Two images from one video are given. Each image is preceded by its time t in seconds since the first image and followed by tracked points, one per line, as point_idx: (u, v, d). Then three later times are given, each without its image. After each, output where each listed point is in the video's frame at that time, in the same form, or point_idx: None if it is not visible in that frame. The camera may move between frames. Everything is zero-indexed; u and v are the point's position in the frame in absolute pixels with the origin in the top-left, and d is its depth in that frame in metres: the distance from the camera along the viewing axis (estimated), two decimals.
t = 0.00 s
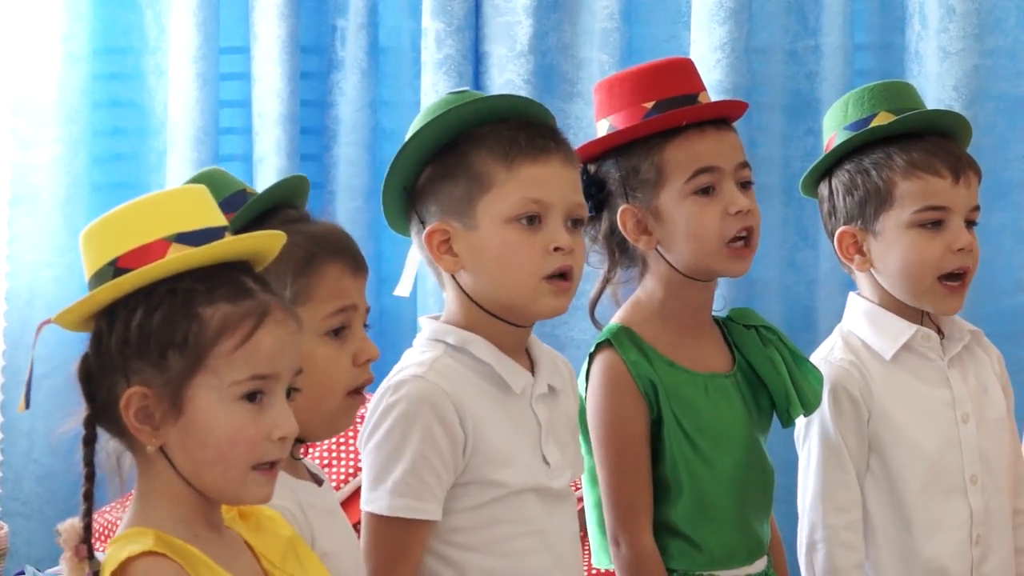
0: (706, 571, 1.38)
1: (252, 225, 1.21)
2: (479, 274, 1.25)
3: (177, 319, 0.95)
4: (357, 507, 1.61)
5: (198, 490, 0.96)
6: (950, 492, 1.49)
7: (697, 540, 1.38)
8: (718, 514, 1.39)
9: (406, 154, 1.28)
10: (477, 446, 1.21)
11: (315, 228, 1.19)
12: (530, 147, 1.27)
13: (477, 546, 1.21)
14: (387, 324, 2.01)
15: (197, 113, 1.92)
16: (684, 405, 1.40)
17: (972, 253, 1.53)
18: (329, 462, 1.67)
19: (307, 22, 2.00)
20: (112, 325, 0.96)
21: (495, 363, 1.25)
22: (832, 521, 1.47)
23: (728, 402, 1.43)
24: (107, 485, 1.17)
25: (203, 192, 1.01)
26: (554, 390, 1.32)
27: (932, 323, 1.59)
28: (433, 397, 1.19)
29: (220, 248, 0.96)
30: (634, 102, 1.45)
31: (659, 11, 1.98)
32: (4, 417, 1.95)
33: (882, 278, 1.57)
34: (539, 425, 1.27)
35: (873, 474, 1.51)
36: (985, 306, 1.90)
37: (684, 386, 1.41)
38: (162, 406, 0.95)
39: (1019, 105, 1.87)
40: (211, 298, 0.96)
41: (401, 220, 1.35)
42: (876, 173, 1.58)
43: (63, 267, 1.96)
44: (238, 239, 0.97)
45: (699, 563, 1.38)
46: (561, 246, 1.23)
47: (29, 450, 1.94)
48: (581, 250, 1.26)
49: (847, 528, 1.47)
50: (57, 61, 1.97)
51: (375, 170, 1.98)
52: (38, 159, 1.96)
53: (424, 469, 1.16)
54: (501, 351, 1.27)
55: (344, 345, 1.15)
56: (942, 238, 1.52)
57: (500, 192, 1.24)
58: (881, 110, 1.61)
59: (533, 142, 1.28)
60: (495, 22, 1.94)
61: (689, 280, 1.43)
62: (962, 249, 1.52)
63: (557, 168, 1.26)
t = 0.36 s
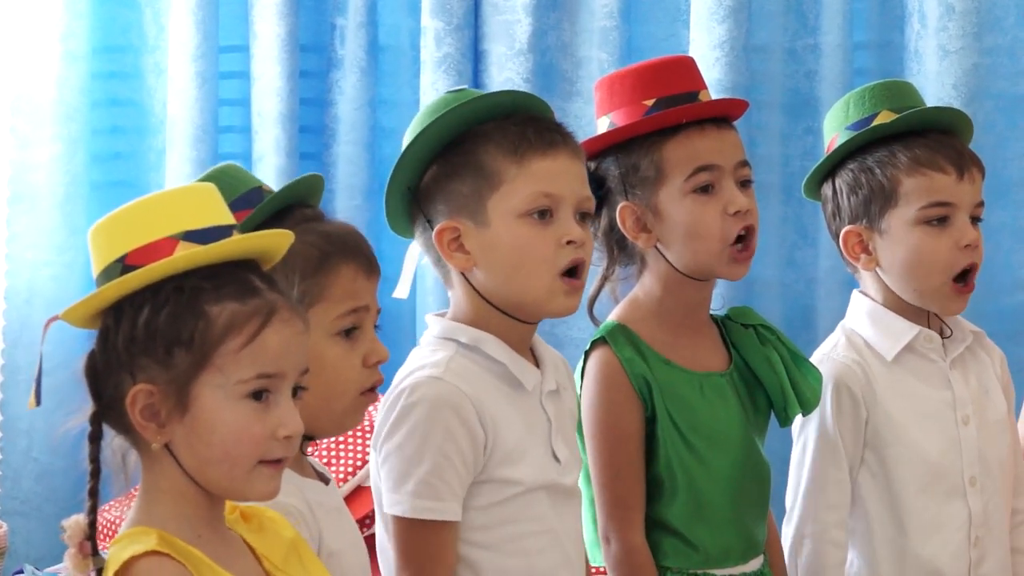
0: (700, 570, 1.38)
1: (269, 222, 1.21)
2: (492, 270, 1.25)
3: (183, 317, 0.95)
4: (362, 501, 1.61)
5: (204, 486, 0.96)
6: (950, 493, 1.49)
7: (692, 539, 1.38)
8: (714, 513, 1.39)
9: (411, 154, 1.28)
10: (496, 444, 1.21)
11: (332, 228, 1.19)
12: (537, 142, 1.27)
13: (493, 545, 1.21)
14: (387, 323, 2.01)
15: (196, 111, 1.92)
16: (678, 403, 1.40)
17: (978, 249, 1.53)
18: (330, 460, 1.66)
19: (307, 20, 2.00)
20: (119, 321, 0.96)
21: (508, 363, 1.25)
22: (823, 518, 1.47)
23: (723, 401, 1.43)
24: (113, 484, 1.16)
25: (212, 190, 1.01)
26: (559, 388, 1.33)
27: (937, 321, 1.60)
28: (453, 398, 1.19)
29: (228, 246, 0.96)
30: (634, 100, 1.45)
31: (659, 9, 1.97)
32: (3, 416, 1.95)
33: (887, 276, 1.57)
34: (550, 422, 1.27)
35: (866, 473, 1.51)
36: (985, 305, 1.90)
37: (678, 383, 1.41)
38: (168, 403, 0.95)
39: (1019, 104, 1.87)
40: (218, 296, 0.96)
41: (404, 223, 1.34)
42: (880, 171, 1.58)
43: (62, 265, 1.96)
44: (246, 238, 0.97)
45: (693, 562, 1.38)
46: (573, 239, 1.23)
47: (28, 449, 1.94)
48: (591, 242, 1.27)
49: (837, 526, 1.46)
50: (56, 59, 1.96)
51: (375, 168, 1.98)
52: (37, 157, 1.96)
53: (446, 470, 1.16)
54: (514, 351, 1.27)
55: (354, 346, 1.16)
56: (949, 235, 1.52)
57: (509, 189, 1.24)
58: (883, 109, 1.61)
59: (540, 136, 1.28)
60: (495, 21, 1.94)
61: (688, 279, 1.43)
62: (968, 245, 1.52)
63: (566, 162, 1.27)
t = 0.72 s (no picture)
0: (696, 568, 1.38)
1: (276, 219, 1.22)
2: (496, 268, 1.25)
3: (192, 316, 0.95)
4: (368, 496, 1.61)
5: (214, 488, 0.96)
6: (955, 492, 1.49)
7: (690, 540, 1.38)
8: (712, 514, 1.39)
9: (416, 153, 1.28)
10: (502, 441, 1.22)
11: (346, 227, 1.19)
12: (543, 141, 1.27)
13: (503, 545, 1.22)
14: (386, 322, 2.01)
15: (196, 110, 1.91)
16: (679, 405, 1.40)
17: (980, 243, 1.53)
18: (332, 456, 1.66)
19: (306, 19, 1.99)
20: (127, 322, 0.96)
21: (511, 361, 1.25)
22: (832, 516, 1.47)
23: (722, 403, 1.43)
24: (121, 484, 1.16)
25: (218, 188, 1.01)
26: (564, 385, 1.33)
27: (942, 319, 1.60)
28: (457, 394, 1.19)
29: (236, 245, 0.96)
30: (629, 99, 1.45)
31: (658, 8, 1.98)
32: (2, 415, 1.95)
33: (891, 275, 1.57)
34: (554, 420, 1.27)
35: (875, 472, 1.52)
36: (984, 304, 1.91)
37: (677, 382, 1.41)
38: (179, 402, 0.95)
39: (1018, 103, 1.87)
40: (226, 294, 0.96)
41: (409, 218, 1.35)
42: (879, 169, 1.58)
43: (61, 265, 1.96)
44: (254, 236, 0.97)
45: (688, 561, 1.38)
46: (577, 239, 1.23)
47: (28, 448, 1.94)
48: (597, 242, 1.26)
49: (849, 524, 1.47)
50: (55, 58, 1.97)
51: (374, 167, 1.98)
52: (36, 156, 1.96)
53: (455, 466, 1.17)
54: (517, 350, 1.27)
55: (362, 343, 1.16)
56: (953, 229, 1.52)
57: (514, 188, 1.24)
58: (879, 109, 1.61)
59: (545, 136, 1.28)
60: (494, 20, 1.93)
61: (689, 278, 1.43)
62: (970, 239, 1.52)
63: (571, 162, 1.27)
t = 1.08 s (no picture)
0: (700, 566, 1.38)
1: (260, 219, 1.21)
2: (507, 268, 1.25)
3: (207, 318, 0.95)
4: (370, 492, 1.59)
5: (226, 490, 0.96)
6: (963, 485, 1.49)
7: (692, 537, 1.39)
8: (710, 509, 1.39)
9: (430, 150, 1.29)
10: (506, 442, 1.22)
11: (320, 222, 1.19)
12: (556, 142, 1.27)
13: (509, 544, 1.22)
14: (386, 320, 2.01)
15: (195, 109, 1.91)
16: (680, 400, 1.40)
17: (990, 240, 1.53)
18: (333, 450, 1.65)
19: (306, 18, 1.99)
20: (141, 325, 0.96)
21: (522, 360, 1.25)
22: (853, 509, 1.48)
23: (726, 400, 1.43)
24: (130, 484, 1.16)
25: (224, 189, 1.02)
26: (577, 383, 1.32)
27: (949, 312, 1.61)
28: (462, 396, 1.19)
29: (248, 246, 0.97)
30: (629, 98, 1.46)
31: (658, 6, 1.97)
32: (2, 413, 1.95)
33: (902, 270, 1.57)
34: (566, 420, 1.27)
35: (885, 464, 1.51)
36: (985, 303, 1.91)
37: (683, 381, 1.41)
38: (196, 405, 0.95)
39: (1018, 101, 1.87)
40: (240, 295, 0.96)
41: (424, 214, 1.36)
42: (889, 164, 1.59)
43: (61, 263, 1.96)
44: (265, 237, 0.98)
45: (692, 559, 1.38)
46: (589, 240, 1.23)
47: (27, 446, 1.95)
48: (608, 244, 1.26)
49: (867, 517, 1.47)
50: (54, 57, 1.97)
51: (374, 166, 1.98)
52: (36, 154, 1.96)
53: (454, 469, 1.17)
54: (529, 349, 1.27)
55: (356, 334, 1.16)
56: (962, 225, 1.53)
57: (527, 187, 1.24)
58: (889, 105, 1.61)
59: (558, 137, 1.27)
60: (493, 18, 1.93)
61: (684, 273, 1.44)
62: (981, 235, 1.52)
63: (585, 162, 1.27)
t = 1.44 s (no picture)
0: (705, 563, 1.38)
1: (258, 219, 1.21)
2: (499, 270, 1.25)
3: (224, 319, 0.95)
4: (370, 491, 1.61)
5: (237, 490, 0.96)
6: (972, 478, 1.49)
7: (697, 533, 1.39)
8: (716, 503, 1.39)
9: (425, 147, 1.29)
10: (509, 440, 1.22)
11: (327, 224, 1.19)
12: (552, 145, 1.27)
13: (512, 544, 1.22)
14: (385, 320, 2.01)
15: (195, 108, 1.91)
16: (686, 396, 1.40)
17: (989, 240, 1.54)
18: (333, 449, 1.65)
19: (305, 17, 1.99)
20: (153, 325, 0.95)
21: (517, 358, 1.25)
22: (857, 509, 1.47)
23: (730, 392, 1.43)
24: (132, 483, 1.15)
25: (227, 186, 1.01)
26: (573, 381, 1.33)
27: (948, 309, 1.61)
28: (463, 394, 1.19)
29: (262, 250, 0.96)
30: (642, 95, 1.45)
31: (657, 5, 1.98)
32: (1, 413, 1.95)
33: (900, 269, 1.58)
34: (563, 418, 1.27)
35: (892, 459, 1.51)
36: (984, 302, 1.91)
37: (686, 376, 1.41)
38: (206, 406, 0.95)
39: (1018, 101, 1.87)
40: (254, 296, 0.96)
41: (417, 209, 1.35)
42: (891, 163, 1.59)
43: (60, 262, 1.96)
44: (276, 239, 0.97)
45: (698, 555, 1.39)
46: (581, 245, 1.23)
47: (27, 446, 1.95)
48: (600, 248, 1.27)
49: (872, 517, 1.47)
50: (53, 56, 1.97)
51: (373, 165, 1.98)
52: (35, 154, 1.96)
53: (461, 467, 1.17)
54: (523, 346, 1.27)
55: (348, 340, 1.15)
56: (962, 226, 1.53)
57: (522, 190, 1.24)
58: (892, 103, 1.61)
59: (554, 140, 1.27)
60: (492, 17, 1.93)
61: (693, 275, 1.44)
62: (980, 236, 1.53)
63: (578, 167, 1.26)
